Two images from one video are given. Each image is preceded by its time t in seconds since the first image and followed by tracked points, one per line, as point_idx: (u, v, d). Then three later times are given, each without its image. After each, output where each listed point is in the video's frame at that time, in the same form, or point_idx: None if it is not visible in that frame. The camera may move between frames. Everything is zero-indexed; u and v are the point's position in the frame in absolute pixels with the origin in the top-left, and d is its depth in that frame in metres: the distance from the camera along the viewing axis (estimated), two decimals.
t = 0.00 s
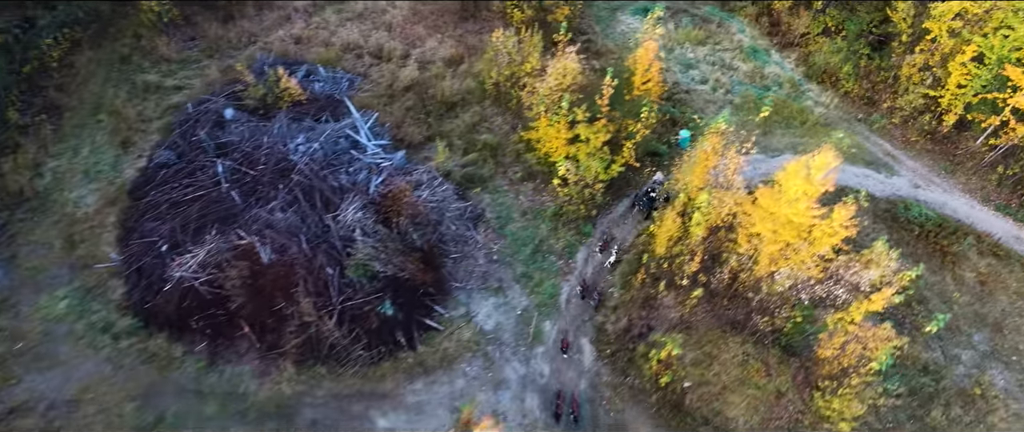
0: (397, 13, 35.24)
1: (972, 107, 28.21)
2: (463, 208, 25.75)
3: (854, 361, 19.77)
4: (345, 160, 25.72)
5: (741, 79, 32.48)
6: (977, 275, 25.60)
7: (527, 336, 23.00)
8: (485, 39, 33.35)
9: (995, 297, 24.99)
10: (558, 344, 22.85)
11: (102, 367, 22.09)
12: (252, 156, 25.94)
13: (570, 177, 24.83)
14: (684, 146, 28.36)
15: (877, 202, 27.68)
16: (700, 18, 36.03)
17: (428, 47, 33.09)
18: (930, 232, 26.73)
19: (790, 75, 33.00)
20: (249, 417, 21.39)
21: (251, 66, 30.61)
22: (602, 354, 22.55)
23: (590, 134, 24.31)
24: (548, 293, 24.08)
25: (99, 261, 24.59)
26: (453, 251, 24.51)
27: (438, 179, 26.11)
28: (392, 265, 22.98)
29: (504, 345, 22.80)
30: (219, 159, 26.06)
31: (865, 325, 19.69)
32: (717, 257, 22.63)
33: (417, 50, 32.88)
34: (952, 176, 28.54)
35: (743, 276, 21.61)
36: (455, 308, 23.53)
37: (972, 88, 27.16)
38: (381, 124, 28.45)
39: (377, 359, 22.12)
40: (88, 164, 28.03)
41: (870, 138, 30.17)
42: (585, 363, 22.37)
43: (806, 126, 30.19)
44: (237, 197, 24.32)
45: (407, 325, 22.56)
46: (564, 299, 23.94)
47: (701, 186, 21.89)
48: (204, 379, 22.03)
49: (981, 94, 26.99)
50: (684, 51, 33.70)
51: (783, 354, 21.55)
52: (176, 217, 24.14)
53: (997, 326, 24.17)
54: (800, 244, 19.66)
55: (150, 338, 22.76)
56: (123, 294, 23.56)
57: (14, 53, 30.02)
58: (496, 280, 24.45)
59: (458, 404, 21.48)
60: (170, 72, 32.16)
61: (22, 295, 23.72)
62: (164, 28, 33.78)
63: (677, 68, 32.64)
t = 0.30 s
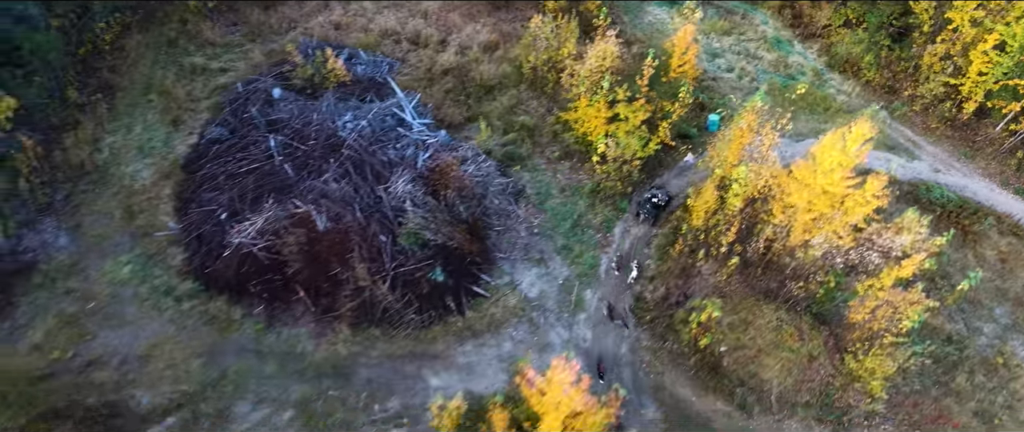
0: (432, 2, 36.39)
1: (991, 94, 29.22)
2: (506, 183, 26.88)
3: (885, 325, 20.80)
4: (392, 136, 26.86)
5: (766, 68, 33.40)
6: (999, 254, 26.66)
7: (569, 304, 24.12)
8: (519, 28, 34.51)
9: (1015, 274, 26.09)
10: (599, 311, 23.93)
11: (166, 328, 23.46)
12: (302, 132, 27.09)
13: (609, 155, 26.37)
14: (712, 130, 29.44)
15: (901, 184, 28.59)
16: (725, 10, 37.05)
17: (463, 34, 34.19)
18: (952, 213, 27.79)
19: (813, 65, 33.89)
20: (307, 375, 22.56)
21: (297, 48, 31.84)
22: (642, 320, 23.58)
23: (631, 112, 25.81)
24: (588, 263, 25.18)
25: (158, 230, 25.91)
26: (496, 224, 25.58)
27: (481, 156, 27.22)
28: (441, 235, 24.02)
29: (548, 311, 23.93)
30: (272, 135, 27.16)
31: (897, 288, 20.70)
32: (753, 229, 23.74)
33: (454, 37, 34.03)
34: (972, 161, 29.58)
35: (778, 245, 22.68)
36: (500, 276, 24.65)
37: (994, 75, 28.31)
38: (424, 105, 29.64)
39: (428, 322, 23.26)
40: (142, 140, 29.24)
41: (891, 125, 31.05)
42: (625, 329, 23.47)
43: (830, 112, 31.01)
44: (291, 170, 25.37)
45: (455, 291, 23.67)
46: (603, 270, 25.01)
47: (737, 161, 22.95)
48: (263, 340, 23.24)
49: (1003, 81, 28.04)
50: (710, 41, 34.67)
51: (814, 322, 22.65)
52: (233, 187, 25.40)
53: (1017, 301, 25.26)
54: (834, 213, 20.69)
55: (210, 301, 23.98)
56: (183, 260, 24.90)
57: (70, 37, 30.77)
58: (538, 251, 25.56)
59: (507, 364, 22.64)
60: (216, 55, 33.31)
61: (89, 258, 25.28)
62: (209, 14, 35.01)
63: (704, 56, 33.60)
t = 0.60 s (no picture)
0: None
1: None
2: (553, 163, 28.02)
3: (922, 307, 21.47)
4: (447, 112, 28.09)
5: (808, 65, 33.01)
6: None
7: (612, 277, 25.26)
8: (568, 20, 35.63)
9: None
10: (641, 286, 25.00)
11: (230, 282, 25.20)
12: (361, 105, 28.23)
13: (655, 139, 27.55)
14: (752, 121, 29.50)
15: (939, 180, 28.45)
16: (766, 8, 36.33)
17: (513, 23, 35.30)
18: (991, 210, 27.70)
19: (855, 64, 33.26)
20: (362, 331, 24.09)
21: (357, 27, 33.38)
22: (682, 296, 24.56)
23: (678, 97, 27.14)
24: (630, 242, 26.19)
25: (223, 192, 27.55)
26: (544, 200, 26.71)
27: (532, 136, 28.50)
28: (492, 205, 25.10)
29: (592, 283, 25.14)
30: (333, 107, 28.45)
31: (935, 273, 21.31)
32: (795, 207, 23.89)
33: (504, 25, 35.10)
34: (1013, 163, 29.11)
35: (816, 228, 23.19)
36: (546, 249, 25.84)
37: None
38: (477, 86, 30.98)
39: (478, 287, 24.61)
40: (206, 110, 30.76)
41: (931, 124, 30.80)
42: (664, 304, 24.46)
43: (870, 110, 30.95)
44: (350, 140, 26.65)
45: (504, 260, 24.91)
46: (646, 247, 26.06)
47: (779, 148, 23.51)
48: (320, 297, 24.83)
49: None
50: (752, 37, 34.17)
51: (850, 305, 23.27)
52: (296, 154, 26.78)
53: None
54: (875, 198, 21.31)
55: (271, 259, 25.65)
56: (246, 220, 26.52)
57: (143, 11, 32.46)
58: (583, 228, 26.66)
59: (552, 330, 24.00)
60: (276, 33, 34.61)
61: (160, 216, 27.11)
62: None
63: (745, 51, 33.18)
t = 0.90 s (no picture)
0: None
1: None
2: (583, 142, 29.29)
3: (937, 280, 22.07)
4: (482, 92, 29.26)
5: (830, 57, 33.90)
6: None
7: (639, 250, 26.43)
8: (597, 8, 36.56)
9: None
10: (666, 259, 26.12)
11: (275, 244, 26.40)
12: (399, 83, 29.48)
13: (682, 120, 28.70)
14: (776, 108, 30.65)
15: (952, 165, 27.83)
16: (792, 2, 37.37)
17: (544, 11, 36.39)
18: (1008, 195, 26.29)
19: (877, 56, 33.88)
20: (401, 293, 25.27)
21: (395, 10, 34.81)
22: (705, 269, 25.64)
23: (705, 79, 28.36)
24: (656, 218, 27.41)
25: (267, 162, 28.76)
26: (574, 177, 28.00)
27: (563, 117, 29.80)
28: (526, 179, 26.37)
29: (619, 255, 26.32)
30: (372, 84, 29.67)
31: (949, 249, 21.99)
32: (816, 186, 24.87)
33: (535, 14, 36.18)
34: None
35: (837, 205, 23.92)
36: (576, 222, 27.07)
37: None
38: (510, 69, 32.25)
39: (511, 255, 25.87)
40: (249, 86, 32.04)
41: (950, 115, 30.99)
42: (688, 276, 25.50)
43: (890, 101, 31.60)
44: (390, 114, 27.82)
45: (537, 229, 26.21)
46: (671, 223, 27.21)
47: (802, 129, 24.69)
48: (360, 260, 25.97)
49: None
50: (776, 29, 35.29)
51: (866, 280, 23.80)
52: (338, 126, 28.01)
53: None
54: (893, 176, 22.30)
55: (314, 224, 26.87)
56: (289, 188, 27.74)
57: None
58: (611, 204, 27.82)
59: (581, 297, 25.09)
60: (315, 16, 35.79)
61: (207, 183, 28.33)
62: None
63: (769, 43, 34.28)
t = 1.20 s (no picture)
0: None
1: None
2: (602, 122, 30.61)
3: (938, 249, 22.82)
4: (507, 72, 30.72)
5: (842, 47, 34.80)
6: None
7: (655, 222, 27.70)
8: None
9: None
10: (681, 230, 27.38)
11: (309, 211, 27.60)
12: (427, 63, 30.86)
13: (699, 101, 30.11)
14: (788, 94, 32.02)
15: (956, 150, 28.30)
16: None
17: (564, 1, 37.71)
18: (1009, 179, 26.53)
19: (887, 47, 34.47)
20: (429, 257, 26.46)
21: None
22: (718, 240, 26.39)
23: (721, 62, 29.70)
24: (672, 193, 28.59)
25: (301, 135, 30.22)
26: (593, 154, 29.30)
27: (584, 98, 31.08)
28: (550, 153, 27.86)
29: (636, 226, 27.51)
30: (403, 63, 31.16)
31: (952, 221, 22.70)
32: (827, 163, 26.36)
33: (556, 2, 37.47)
34: None
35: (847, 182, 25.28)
36: (595, 195, 28.41)
37: None
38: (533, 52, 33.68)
39: (534, 224, 27.21)
40: (283, 65, 33.42)
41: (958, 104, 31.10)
42: (702, 246, 26.25)
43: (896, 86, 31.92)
44: (419, 91, 29.24)
45: (560, 198, 27.68)
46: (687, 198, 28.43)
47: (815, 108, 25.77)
48: (390, 227, 27.22)
49: None
50: (790, 21, 36.69)
51: (873, 252, 24.57)
52: (371, 101, 29.42)
53: None
54: (901, 151, 23.11)
55: (346, 193, 28.20)
56: (323, 159, 29.16)
57: None
58: (628, 179, 29.11)
59: (601, 263, 26.14)
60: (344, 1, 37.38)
61: (244, 154, 29.56)
62: None
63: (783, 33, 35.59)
